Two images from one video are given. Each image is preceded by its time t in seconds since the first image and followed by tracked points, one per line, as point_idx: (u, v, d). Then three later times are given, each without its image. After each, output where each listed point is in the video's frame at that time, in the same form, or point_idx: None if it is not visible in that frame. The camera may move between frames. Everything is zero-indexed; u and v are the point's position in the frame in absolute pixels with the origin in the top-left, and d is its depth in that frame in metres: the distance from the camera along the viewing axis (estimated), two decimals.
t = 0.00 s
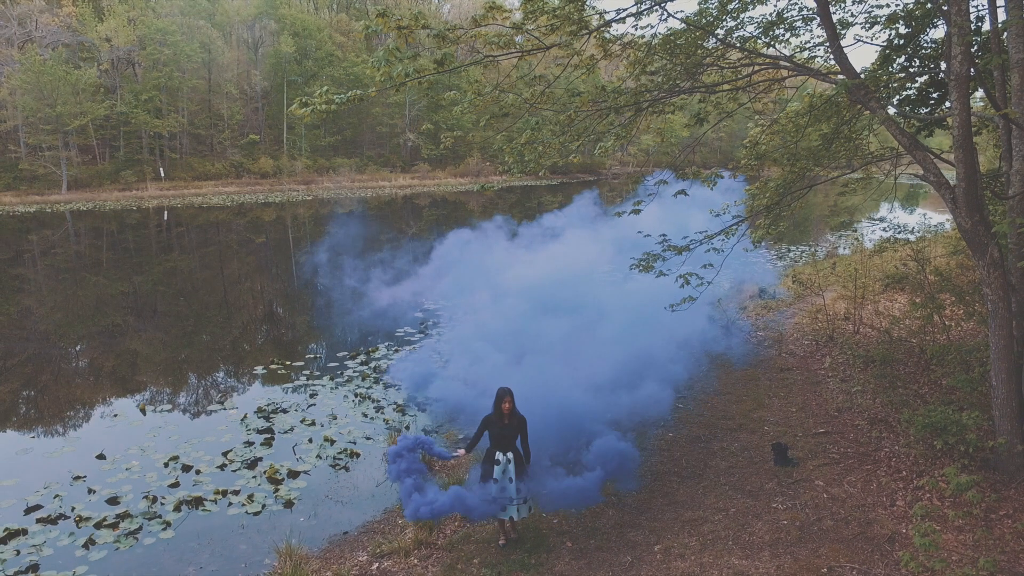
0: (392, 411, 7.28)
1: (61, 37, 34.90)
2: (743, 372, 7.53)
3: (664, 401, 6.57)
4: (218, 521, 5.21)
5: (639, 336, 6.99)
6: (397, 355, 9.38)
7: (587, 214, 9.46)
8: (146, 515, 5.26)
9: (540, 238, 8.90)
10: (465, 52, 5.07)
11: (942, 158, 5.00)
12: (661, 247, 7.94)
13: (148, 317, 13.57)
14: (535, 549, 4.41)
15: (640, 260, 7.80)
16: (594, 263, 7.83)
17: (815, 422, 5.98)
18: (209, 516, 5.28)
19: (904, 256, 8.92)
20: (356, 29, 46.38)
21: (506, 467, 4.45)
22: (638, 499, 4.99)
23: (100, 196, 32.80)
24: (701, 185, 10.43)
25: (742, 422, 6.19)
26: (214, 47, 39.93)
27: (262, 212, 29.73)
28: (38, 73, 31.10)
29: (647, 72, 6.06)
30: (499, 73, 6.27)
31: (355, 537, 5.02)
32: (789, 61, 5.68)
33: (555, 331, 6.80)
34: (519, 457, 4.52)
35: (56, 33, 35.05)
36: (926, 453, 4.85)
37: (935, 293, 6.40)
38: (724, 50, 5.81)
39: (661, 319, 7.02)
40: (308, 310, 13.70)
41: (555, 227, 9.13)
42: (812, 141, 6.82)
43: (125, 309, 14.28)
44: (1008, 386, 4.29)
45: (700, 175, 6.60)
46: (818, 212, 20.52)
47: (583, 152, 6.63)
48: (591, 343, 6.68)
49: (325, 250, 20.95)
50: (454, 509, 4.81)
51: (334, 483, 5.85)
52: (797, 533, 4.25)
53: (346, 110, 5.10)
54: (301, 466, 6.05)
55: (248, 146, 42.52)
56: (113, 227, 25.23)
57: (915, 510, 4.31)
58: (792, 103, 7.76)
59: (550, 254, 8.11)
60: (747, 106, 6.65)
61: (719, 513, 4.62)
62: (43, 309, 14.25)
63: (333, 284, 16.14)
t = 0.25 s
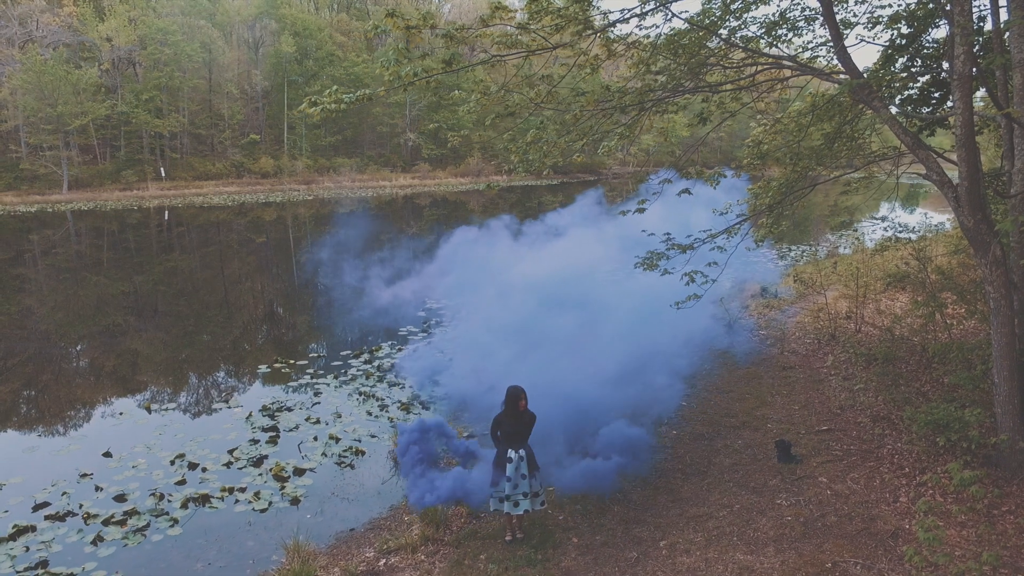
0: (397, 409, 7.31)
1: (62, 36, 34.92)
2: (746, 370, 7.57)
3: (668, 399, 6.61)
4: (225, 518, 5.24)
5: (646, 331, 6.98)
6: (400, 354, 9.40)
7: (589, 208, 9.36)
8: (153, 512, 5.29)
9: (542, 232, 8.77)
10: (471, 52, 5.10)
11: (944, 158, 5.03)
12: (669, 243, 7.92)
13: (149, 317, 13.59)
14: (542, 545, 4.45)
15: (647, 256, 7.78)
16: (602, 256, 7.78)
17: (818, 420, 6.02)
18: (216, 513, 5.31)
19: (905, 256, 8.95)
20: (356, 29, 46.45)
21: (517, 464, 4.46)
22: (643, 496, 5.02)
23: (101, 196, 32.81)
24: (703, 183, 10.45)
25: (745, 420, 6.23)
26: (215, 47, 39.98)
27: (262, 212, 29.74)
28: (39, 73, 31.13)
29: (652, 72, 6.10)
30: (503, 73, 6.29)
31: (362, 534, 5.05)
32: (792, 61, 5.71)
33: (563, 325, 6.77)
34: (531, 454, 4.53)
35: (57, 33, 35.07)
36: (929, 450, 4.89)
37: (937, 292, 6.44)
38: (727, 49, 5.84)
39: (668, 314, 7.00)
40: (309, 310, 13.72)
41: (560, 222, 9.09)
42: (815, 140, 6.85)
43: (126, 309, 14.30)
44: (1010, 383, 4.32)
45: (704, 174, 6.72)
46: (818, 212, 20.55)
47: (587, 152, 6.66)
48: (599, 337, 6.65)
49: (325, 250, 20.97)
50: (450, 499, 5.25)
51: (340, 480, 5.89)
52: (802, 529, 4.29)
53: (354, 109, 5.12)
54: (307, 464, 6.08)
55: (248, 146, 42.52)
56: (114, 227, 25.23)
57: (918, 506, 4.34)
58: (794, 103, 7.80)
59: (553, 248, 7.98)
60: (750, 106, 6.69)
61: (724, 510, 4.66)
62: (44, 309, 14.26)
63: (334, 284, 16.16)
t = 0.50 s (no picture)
0: (400, 407, 7.34)
1: (63, 36, 34.91)
2: (748, 369, 7.60)
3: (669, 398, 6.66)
4: (231, 515, 5.27)
5: (650, 328, 7.03)
6: (402, 353, 9.43)
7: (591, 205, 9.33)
8: (159, 509, 5.32)
9: (544, 228, 8.76)
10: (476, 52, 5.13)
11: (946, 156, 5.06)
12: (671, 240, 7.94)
13: (149, 317, 13.60)
14: (547, 542, 4.48)
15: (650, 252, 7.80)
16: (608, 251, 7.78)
17: (820, 418, 6.05)
18: (222, 510, 5.34)
19: (907, 255, 8.97)
20: (357, 29, 46.48)
21: (521, 460, 4.49)
22: (647, 493, 5.05)
23: (102, 196, 32.82)
24: (706, 182, 10.48)
25: (747, 418, 6.26)
26: (216, 47, 40.02)
27: (263, 212, 29.76)
28: (40, 73, 31.14)
29: (656, 71, 6.14)
30: (506, 73, 6.31)
31: (367, 531, 5.08)
32: (795, 60, 5.74)
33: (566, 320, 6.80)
34: (534, 451, 4.54)
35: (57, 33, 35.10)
36: (931, 447, 4.92)
37: (938, 290, 6.47)
38: (730, 49, 5.86)
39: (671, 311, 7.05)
40: (310, 310, 13.75)
41: (562, 216, 9.05)
42: (817, 139, 6.86)
43: (126, 309, 14.31)
44: (1012, 380, 4.35)
45: (704, 172, 6.90)
46: (819, 211, 20.56)
47: (591, 151, 6.68)
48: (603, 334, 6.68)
49: (326, 249, 20.99)
50: (449, 489, 5.48)
51: (345, 478, 5.91)
52: (805, 525, 4.32)
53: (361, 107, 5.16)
54: (311, 461, 6.11)
55: (248, 146, 42.53)
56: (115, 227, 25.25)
57: (920, 502, 4.37)
58: (796, 103, 7.84)
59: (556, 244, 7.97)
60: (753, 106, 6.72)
61: (727, 506, 4.68)
62: (44, 309, 14.28)
63: (334, 284, 16.18)
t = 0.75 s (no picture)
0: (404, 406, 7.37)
1: (63, 36, 34.92)
2: (750, 368, 7.63)
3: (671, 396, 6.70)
4: (237, 512, 5.30)
5: (654, 327, 7.05)
6: (405, 352, 9.47)
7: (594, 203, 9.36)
8: (165, 507, 5.34)
9: (545, 226, 8.80)
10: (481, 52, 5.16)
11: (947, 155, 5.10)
12: (674, 240, 7.97)
13: (150, 317, 13.62)
14: (552, 539, 4.51)
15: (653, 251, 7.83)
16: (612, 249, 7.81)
17: (823, 416, 6.08)
18: (228, 507, 5.37)
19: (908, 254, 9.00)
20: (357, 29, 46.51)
21: (518, 457, 4.51)
22: (651, 490, 5.08)
23: (102, 196, 32.83)
24: (709, 181, 10.51)
25: (750, 416, 6.29)
26: (217, 47, 40.05)
27: (263, 212, 29.77)
28: (41, 73, 31.16)
29: (659, 71, 6.18)
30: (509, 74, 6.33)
31: (373, 528, 5.11)
32: (797, 60, 5.77)
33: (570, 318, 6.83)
34: (534, 449, 4.55)
35: (58, 33, 35.09)
36: (934, 444, 4.96)
37: (940, 289, 6.51)
38: (732, 49, 5.90)
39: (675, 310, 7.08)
40: (310, 310, 13.77)
41: (566, 215, 9.06)
42: (818, 139, 6.89)
43: (127, 309, 14.32)
44: (1014, 378, 4.38)
45: (707, 172, 6.97)
46: (819, 211, 20.60)
47: (594, 150, 6.71)
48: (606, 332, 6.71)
49: (326, 249, 21.00)
50: (457, 472, 5.78)
51: (350, 476, 5.94)
52: (808, 522, 4.35)
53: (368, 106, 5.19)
54: (316, 460, 6.14)
55: (248, 146, 42.53)
56: (115, 227, 25.25)
57: (923, 499, 4.40)
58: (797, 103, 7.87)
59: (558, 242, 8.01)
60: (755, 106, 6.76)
61: (731, 503, 4.72)
62: (45, 309, 14.29)
63: (334, 284, 16.20)
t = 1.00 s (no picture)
0: (405, 405, 7.39)
1: (63, 36, 34.92)
2: (750, 366, 7.66)
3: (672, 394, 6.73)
4: (240, 510, 5.33)
5: (654, 325, 7.08)
6: (407, 350, 9.50)
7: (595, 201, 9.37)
8: (168, 505, 5.36)
9: (547, 224, 8.80)
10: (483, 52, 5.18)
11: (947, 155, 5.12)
12: (675, 238, 7.99)
13: (150, 317, 13.62)
14: (553, 536, 4.53)
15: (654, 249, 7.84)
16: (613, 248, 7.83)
17: (823, 414, 6.10)
18: (230, 505, 5.39)
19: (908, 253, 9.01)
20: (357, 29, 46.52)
21: (512, 456, 4.51)
22: (652, 488, 5.11)
23: (103, 196, 32.82)
24: (709, 181, 10.52)
25: (750, 414, 6.32)
26: (217, 47, 40.06)
27: (263, 212, 29.76)
28: (41, 73, 31.17)
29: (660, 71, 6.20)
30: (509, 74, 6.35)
31: (375, 526, 5.13)
32: (798, 60, 5.78)
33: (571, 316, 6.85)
34: (528, 448, 4.55)
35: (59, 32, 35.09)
36: (933, 442, 4.98)
37: (939, 288, 6.53)
38: (732, 49, 5.92)
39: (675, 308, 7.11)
40: (311, 310, 13.78)
41: (567, 213, 9.07)
42: (818, 139, 6.91)
43: (127, 309, 14.32)
44: (1014, 376, 4.40)
45: (708, 172, 7.00)
46: (819, 211, 20.62)
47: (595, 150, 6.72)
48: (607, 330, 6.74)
49: (326, 249, 21.01)
50: (461, 462, 5.96)
51: (352, 474, 5.97)
52: (808, 519, 4.37)
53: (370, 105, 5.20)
54: (318, 457, 6.16)
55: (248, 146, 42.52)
56: (115, 227, 25.23)
57: (922, 496, 4.43)
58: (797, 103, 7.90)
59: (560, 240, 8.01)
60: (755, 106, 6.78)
61: (731, 501, 4.74)
62: (45, 309, 14.29)
63: (335, 283, 16.20)
